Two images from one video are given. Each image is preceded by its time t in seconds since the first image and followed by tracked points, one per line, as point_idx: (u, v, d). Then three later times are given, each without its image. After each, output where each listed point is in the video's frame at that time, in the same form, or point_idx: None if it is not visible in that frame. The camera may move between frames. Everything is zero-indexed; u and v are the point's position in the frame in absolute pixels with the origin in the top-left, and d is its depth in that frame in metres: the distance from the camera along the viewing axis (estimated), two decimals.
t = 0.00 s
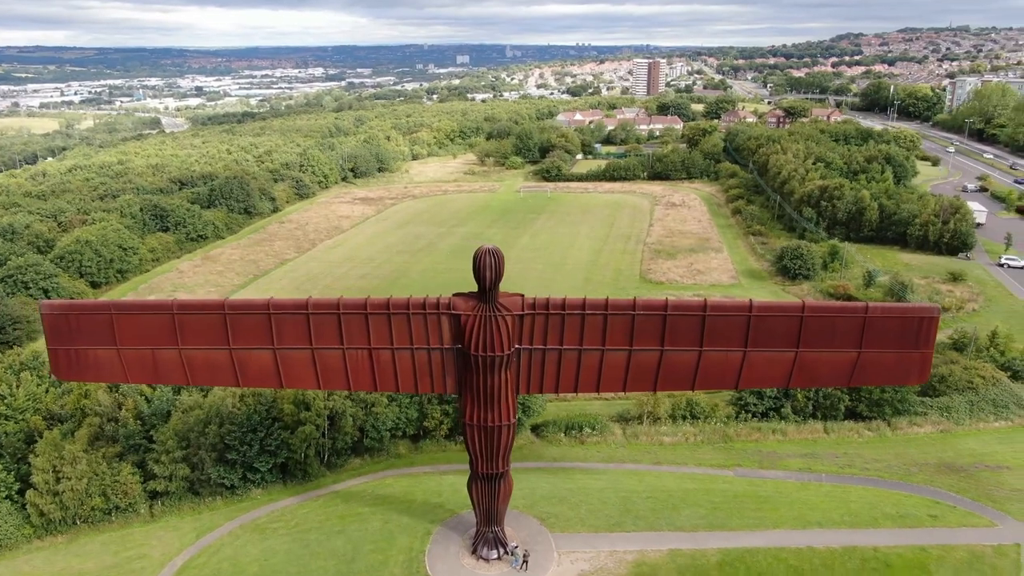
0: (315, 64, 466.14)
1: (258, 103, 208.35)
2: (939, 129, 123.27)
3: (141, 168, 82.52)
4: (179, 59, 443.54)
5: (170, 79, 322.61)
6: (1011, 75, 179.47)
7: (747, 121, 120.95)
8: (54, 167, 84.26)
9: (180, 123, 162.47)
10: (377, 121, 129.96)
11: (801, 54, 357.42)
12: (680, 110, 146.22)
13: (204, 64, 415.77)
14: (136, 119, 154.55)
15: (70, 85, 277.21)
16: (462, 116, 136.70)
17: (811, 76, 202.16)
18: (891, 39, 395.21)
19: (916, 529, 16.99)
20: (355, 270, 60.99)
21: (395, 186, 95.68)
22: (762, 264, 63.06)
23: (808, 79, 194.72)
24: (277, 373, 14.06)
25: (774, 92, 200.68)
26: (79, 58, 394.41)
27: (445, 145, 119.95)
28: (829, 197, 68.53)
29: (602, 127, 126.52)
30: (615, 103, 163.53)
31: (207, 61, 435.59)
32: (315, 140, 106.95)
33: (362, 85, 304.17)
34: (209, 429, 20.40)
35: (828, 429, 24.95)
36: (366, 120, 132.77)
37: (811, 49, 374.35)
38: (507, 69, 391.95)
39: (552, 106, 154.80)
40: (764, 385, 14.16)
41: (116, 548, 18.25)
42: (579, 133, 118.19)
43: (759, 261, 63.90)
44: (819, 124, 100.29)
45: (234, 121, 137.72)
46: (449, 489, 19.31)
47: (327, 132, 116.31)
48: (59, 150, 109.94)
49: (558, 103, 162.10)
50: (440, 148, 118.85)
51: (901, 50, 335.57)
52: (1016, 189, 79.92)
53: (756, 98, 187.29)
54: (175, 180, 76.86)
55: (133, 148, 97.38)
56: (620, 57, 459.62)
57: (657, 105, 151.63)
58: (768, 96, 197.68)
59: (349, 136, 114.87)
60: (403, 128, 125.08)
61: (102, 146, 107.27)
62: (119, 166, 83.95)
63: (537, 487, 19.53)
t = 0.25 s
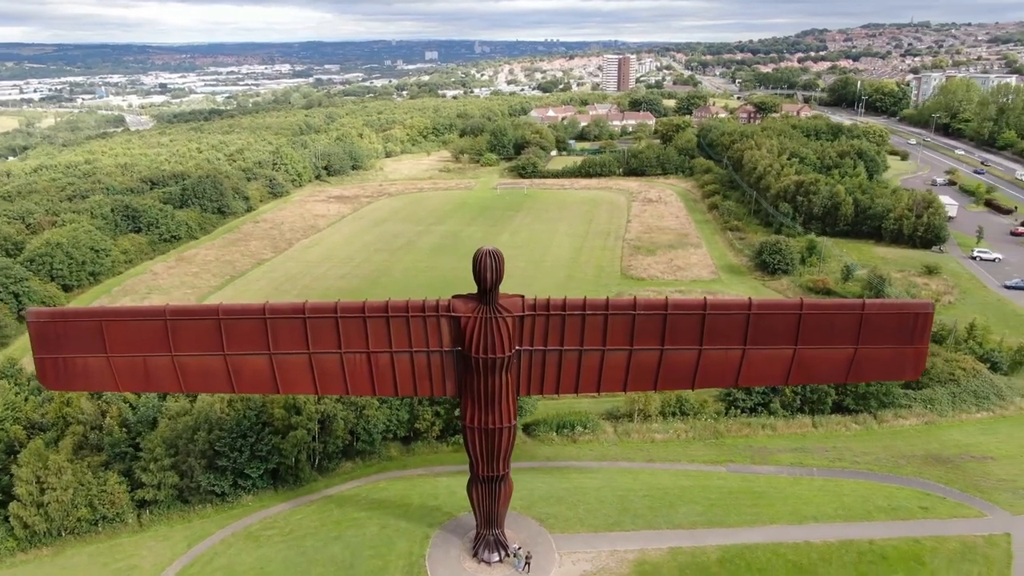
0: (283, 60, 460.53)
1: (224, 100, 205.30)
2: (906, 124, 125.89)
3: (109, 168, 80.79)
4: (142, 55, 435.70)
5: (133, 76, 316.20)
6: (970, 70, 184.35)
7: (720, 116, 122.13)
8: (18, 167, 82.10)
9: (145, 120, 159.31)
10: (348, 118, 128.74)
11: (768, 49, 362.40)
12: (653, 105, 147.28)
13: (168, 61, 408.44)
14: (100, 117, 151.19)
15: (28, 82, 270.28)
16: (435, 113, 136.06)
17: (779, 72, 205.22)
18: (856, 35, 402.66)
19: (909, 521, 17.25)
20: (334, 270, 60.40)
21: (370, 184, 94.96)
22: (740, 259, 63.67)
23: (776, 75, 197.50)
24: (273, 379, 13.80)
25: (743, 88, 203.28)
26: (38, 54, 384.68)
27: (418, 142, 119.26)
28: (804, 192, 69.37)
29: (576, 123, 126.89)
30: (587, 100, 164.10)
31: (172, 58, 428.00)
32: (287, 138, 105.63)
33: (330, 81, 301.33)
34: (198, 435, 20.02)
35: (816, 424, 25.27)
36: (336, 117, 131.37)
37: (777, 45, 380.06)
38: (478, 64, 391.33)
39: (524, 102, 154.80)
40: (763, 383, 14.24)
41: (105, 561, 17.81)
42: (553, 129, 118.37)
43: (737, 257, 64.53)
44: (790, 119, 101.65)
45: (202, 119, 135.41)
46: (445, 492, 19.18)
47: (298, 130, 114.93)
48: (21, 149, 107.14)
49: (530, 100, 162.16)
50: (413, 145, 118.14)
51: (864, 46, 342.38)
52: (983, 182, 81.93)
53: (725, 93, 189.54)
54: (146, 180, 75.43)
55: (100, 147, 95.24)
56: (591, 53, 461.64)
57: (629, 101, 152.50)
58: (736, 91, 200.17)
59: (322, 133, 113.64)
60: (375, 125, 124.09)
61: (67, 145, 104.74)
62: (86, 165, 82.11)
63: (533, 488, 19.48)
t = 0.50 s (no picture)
0: (253, 57, 455.06)
1: (194, 98, 202.32)
2: (877, 119, 127.96)
3: (79, 168, 79.24)
4: (108, 52, 427.99)
5: (97, 74, 310.23)
6: (935, 66, 188.41)
7: (695, 112, 123.08)
8: None
9: (112, 118, 156.26)
10: (322, 115, 127.47)
11: (740, 46, 366.63)
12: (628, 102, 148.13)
13: (135, 58, 401.58)
14: (65, 115, 148.13)
15: None
16: (410, 110, 135.35)
17: (751, 68, 207.64)
18: (825, 31, 408.78)
19: (903, 514, 17.47)
20: (315, 269, 59.84)
21: (347, 182, 94.17)
22: (721, 255, 64.17)
23: (748, 71, 199.86)
24: (271, 385, 13.61)
25: (716, 84, 205.25)
26: None
27: (394, 140, 118.52)
28: (783, 188, 70.07)
29: (552, 120, 127.11)
30: (562, 97, 164.45)
31: (139, 55, 420.69)
32: (261, 136, 104.37)
33: (301, 78, 298.49)
34: (188, 441, 19.68)
35: (805, 419, 25.56)
36: (310, 114, 129.99)
37: (748, 41, 384.93)
38: (452, 61, 390.41)
39: (499, 99, 154.70)
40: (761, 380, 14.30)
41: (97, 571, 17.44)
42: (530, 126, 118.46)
43: (719, 252, 65.04)
44: (764, 115, 102.71)
45: (173, 117, 133.27)
46: (441, 493, 19.07)
47: (272, 128, 113.67)
48: None
49: (506, 96, 162.01)
50: (389, 143, 117.39)
51: (833, 42, 347.83)
52: (955, 177, 83.45)
53: (698, 89, 191.17)
54: (119, 180, 74.23)
55: (69, 146, 93.30)
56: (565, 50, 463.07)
57: (604, 97, 153.14)
58: (709, 87, 202.12)
59: (296, 130, 112.46)
60: (350, 122, 123.02)
61: (33, 144, 102.42)
62: (56, 165, 80.50)
63: (529, 487, 19.44)
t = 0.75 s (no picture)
0: (218, 53, 447.43)
1: (157, 95, 198.38)
2: (845, 114, 130.22)
3: (43, 167, 77.22)
4: (68, 48, 417.63)
5: (55, 70, 302.34)
6: (896, 60, 192.61)
7: (667, 107, 123.94)
8: None
9: (73, 116, 152.41)
10: (291, 112, 125.83)
11: (707, 41, 370.79)
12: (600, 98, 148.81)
13: (95, 54, 392.42)
14: (24, 113, 144.08)
15: None
16: (381, 107, 134.33)
17: (719, 63, 209.94)
18: (789, 26, 415.05)
19: (895, 505, 17.74)
20: (293, 269, 59.13)
21: (320, 180, 93.09)
22: (699, 250, 64.69)
23: (716, 66, 202.07)
24: (268, 390, 13.37)
25: (684, 79, 207.15)
26: None
27: (366, 137, 117.53)
28: (759, 182, 70.80)
29: (525, 116, 127.17)
30: (534, 93, 164.64)
31: (99, 51, 410.94)
32: (232, 134, 102.72)
33: (267, 75, 294.29)
34: (178, 448, 19.30)
35: (793, 412, 25.88)
36: (278, 111, 128.24)
37: (714, 36, 389.66)
38: (421, 57, 388.39)
39: (471, 95, 154.24)
40: (759, 377, 14.39)
41: None
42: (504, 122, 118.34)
43: (696, 247, 65.56)
44: (736, 110, 103.77)
45: (137, 115, 130.51)
46: (436, 495, 18.94)
47: (242, 126, 111.94)
48: None
49: (477, 92, 161.49)
50: (361, 140, 116.37)
51: (798, 37, 353.62)
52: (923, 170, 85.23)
53: (667, 84, 192.73)
54: (87, 180, 72.59)
55: (31, 145, 90.85)
56: (534, 45, 463.69)
57: (576, 93, 153.58)
58: (678, 82, 203.98)
59: (267, 128, 110.86)
60: (321, 119, 121.66)
61: None
62: (19, 165, 78.36)
63: (525, 487, 19.38)
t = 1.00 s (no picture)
0: (185, 51, 440.26)
1: (123, 93, 194.58)
2: (816, 109, 131.96)
3: (9, 168, 75.36)
4: (29, 45, 407.83)
5: (15, 68, 294.99)
6: (862, 56, 196.28)
7: (642, 104, 124.57)
8: None
9: (35, 115, 148.87)
10: (262, 110, 124.23)
11: (678, 37, 374.95)
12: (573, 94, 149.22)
13: (58, 52, 384.01)
14: None
15: None
16: (353, 104, 133.21)
17: (691, 59, 211.91)
18: (758, 22, 420.07)
19: (887, 498, 17.99)
20: (272, 270, 58.46)
21: (295, 179, 92.07)
22: (680, 246, 65.10)
23: (688, 62, 203.98)
24: (265, 395, 13.15)
25: (656, 75, 208.71)
26: None
27: (340, 134, 116.51)
28: (737, 178, 71.39)
29: (500, 112, 127.05)
30: (508, 90, 164.52)
31: (62, 48, 401.89)
32: (203, 133, 101.18)
33: (236, 72, 290.40)
34: (167, 455, 18.93)
35: (782, 407, 26.15)
36: (248, 109, 126.50)
37: (684, 32, 393.96)
38: (393, 54, 386.54)
39: (444, 92, 153.66)
40: (757, 374, 14.46)
41: None
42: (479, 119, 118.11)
43: (677, 243, 65.97)
44: (710, 106, 104.59)
45: (104, 113, 127.85)
46: (432, 498, 18.79)
47: (213, 125, 110.31)
48: None
49: (451, 89, 160.99)
50: (335, 138, 115.33)
51: (766, 33, 358.50)
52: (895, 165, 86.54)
53: (639, 81, 194.03)
54: (56, 180, 71.07)
55: None
56: (507, 42, 464.22)
57: (550, 90, 153.76)
58: (650, 79, 205.48)
59: (239, 126, 109.32)
60: (294, 116, 120.30)
61: None
62: None
63: (521, 488, 19.34)
